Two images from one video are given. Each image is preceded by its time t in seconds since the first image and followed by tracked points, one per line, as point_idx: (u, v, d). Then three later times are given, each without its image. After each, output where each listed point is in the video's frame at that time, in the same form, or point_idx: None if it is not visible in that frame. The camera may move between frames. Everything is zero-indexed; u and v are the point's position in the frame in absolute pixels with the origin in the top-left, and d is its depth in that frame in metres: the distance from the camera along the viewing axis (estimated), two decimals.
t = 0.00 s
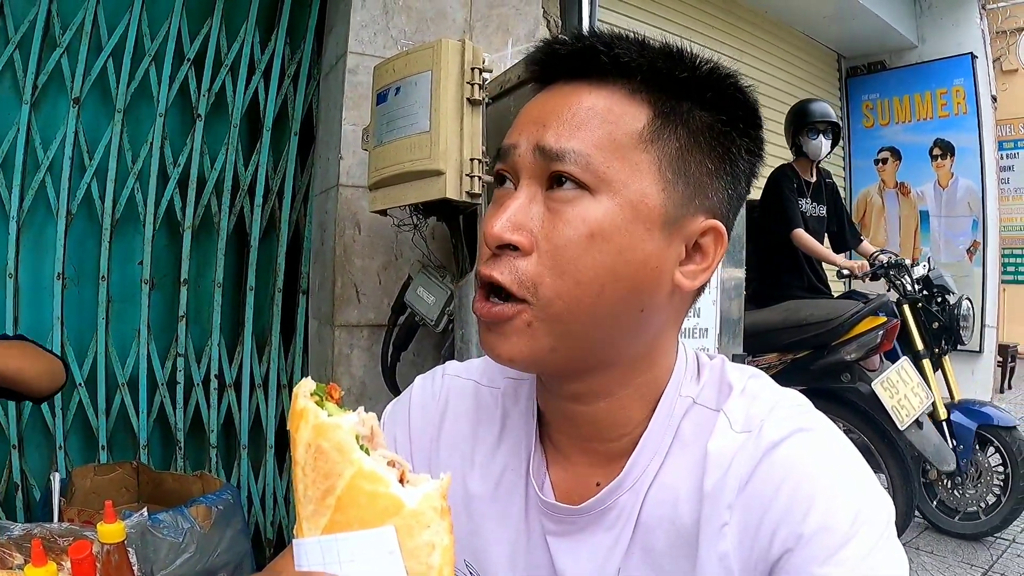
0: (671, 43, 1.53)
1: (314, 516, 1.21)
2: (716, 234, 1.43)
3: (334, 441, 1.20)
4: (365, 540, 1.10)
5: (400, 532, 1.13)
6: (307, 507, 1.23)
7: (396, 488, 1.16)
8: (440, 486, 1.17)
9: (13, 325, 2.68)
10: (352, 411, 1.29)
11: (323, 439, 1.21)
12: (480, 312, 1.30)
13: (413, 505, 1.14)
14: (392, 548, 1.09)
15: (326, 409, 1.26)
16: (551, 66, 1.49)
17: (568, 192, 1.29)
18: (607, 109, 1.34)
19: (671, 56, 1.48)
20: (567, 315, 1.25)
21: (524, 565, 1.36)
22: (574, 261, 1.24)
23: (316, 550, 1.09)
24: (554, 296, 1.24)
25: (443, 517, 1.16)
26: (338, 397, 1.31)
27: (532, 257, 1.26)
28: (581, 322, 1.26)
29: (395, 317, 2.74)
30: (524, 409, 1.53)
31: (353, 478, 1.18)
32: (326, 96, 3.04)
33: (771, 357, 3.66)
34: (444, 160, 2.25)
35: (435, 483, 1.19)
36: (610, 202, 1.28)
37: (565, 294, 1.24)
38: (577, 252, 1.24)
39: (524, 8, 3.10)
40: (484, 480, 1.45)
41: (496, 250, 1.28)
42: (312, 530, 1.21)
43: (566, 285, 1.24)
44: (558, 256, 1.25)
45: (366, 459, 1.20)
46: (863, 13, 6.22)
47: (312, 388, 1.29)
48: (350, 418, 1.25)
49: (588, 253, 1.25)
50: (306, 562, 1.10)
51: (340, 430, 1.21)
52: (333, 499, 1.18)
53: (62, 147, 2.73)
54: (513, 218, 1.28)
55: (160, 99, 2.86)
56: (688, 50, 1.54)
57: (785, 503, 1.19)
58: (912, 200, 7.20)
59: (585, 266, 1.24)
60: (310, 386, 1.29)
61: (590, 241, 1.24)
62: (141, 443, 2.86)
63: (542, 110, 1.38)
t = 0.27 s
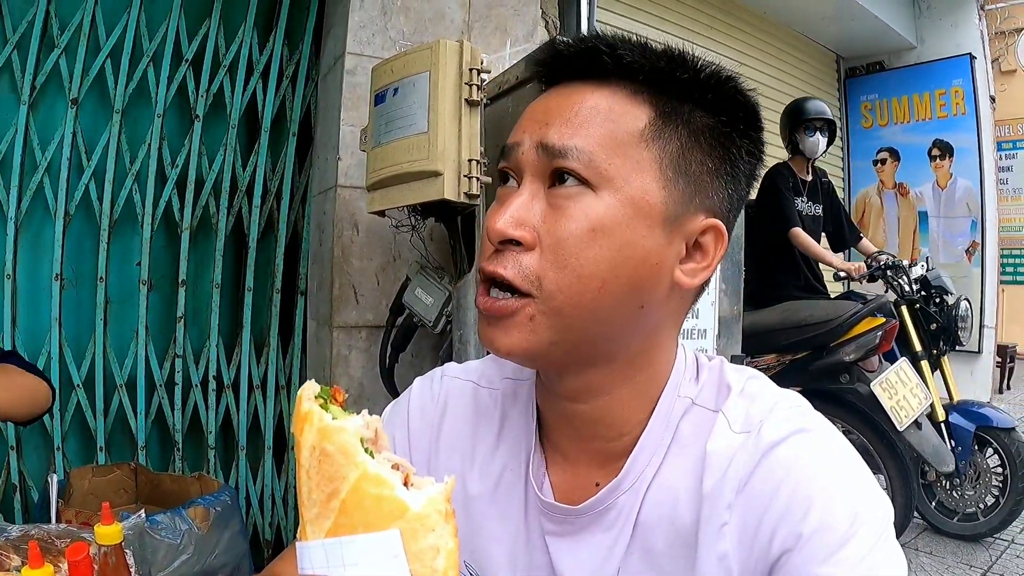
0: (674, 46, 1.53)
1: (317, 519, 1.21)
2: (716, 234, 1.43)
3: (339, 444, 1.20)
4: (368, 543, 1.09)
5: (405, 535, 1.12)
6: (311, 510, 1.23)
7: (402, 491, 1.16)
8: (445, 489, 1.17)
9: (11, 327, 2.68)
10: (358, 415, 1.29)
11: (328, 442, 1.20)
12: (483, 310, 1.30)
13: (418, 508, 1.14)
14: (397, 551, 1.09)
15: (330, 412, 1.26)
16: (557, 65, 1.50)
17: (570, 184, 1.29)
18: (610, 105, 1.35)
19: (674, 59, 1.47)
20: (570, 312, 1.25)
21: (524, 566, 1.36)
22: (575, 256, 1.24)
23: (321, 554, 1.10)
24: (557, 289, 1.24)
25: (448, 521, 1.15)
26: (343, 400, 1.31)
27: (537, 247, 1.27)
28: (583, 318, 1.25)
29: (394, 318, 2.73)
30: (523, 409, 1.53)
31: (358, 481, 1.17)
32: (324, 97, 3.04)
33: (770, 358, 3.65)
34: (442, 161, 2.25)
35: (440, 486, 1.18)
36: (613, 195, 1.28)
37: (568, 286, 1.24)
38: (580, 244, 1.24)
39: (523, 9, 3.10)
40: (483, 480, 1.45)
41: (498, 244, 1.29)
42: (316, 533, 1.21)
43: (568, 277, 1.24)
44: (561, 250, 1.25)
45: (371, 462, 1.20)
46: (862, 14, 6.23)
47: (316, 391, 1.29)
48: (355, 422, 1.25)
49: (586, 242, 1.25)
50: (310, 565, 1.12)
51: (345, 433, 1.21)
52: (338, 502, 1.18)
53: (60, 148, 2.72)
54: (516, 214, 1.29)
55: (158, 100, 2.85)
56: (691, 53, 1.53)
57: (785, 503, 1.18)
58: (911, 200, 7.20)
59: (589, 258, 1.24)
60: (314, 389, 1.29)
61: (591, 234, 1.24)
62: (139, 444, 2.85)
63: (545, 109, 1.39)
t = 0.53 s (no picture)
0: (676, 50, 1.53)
1: (311, 516, 1.22)
2: (716, 233, 1.43)
3: (332, 442, 1.20)
4: (360, 540, 1.11)
5: (397, 532, 1.13)
6: (305, 508, 1.23)
7: (393, 489, 1.16)
8: (436, 487, 1.17)
9: (12, 329, 2.68)
10: (352, 412, 1.29)
11: (321, 441, 1.21)
12: (486, 306, 1.30)
13: (409, 505, 1.14)
14: (388, 548, 1.10)
15: (324, 410, 1.26)
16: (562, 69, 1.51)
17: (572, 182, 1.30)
18: (617, 106, 1.35)
19: (681, 65, 1.47)
20: (572, 308, 1.25)
21: (523, 564, 1.36)
22: (576, 253, 1.24)
23: (313, 550, 1.12)
24: (558, 285, 1.24)
25: (439, 518, 1.16)
26: (337, 399, 1.30)
27: (539, 242, 1.27)
28: (583, 316, 1.25)
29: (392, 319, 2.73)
30: (523, 408, 1.53)
31: (350, 478, 1.17)
32: (323, 99, 3.04)
33: (770, 358, 3.65)
34: (440, 163, 2.25)
35: (432, 483, 1.19)
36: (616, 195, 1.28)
37: (569, 283, 1.24)
38: (581, 239, 1.24)
39: (521, 10, 3.10)
40: (483, 479, 1.45)
41: (504, 235, 1.29)
42: (310, 530, 1.21)
43: (569, 272, 1.24)
44: (562, 246, 1.25)
45: (363, 460, 1.20)
46: (862, 14, 6.23)
47: (311, 390, 1.29)
48: (348, 420, 1.25)
49: (587, 239, 1.24)
50: (304, 561, 1.13)
51: (338, 432, 1.21)
52: (330, 499, 1.18)
53: (60, 151, 2.73)
54: (521, 205, 1.30)
55: (157, 103, 2.86)
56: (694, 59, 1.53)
57: (782, 502, 1.18)
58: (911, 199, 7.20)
59: (591, 254, 1.24)
60: (308, 388, 1.28)
61: (594, 226, 1.24)
62: (139, 446, 2.86)
63: (548, 109, 1.39)
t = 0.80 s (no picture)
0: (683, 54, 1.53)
1: (316, 511, 1.20)
2: (719, 232, 1.43)
3: (338, 436, 1.20)
4: (368, 534, 1.09)
5: (403, 525, 1.13)
6: (310, 503, 1.22)
7: (400, 483, 1.17)
8: (442, 481, 1.17)
9: (11, 332, 2.68)
10: (356, 408, 1.29)
11: (327, 435, 1.20)
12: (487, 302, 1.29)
13: (415, 499, 1.15)
14: (394, 541, 1.09)
15: (330, 406, 1.26)
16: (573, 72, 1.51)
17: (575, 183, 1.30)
18: (624, 106, 1.36)
19: (690, 69, 1.47)
20: (572, 310, 1.24)
21: (523, 567, 1.36)
22: (576, 254, 1.24)
23: (319, 545, 1.08)
24: (557, 291, 1.24)
25: (445, 512, 1.16)
26: (341, 394, 1.31)
27: (537, 246, 1.26)
28: (585, 317, 1.25)
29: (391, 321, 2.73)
30: (524, 411, 1.53)
31: (357, 472, 1.17)
32: (321, 100, 3.04)
33: (770, 358, 3.65)
34: (438, 166, 2.25)
35: (437, 478, 1.19)
36: (618, 197, 1.27)
37: (569, 284, 1.24)
38: (582, 239, 1.24)
39: (519, 11, 3.10)
40: (483, 482, 1.45)
41: (506, 229, 1.29)
42: (315, 525, 1.20)
43: (570, 274, 1.24)
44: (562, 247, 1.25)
45: (369, 454, 1.20)
46: (860, 13, 6.23)
47: (316, 385, 1.28)
48: (353, 415, 1.25)
49: (588, 240, 1.24)
50: (309, 557, 1.09)
51: (343, 426, 1.21)
52: (336, 494, 1.18)
53: (58, 153, 2.73)
54: (524, 201, 1.30)
55: (155, 105, 2.86)
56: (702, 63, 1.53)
57: (784, 504, 1.18)
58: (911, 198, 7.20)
59: (594, 253, 1.24)
60: (313, 383, 1.28)
61: (597, 225, 1.23)
62: (139, 449, 2.86)
63: (554, 110, 1.39)
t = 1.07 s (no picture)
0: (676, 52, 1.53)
1: (315, 517, 1.20)
2: (716, 234, 1.42)
3: (336, 442, 1.20)
4: (366, 540, 1.09)
5: (402, 531, 1.12)
6: (309, 508, 1.21)
7: (398, 489, 1.16)
8: (441, 486, 1.17)
9: (11, 335, 2.69)
10: (355, 413, 1.28)
11: (326, 441, 1.20)
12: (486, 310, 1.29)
13: (414, 505, 1.14)
14: (392, 547, 1.09)
15: (329, 411, 1.26)
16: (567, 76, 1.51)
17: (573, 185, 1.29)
18: (621, 108, 1.36)
19: (682, 68, 1.47)
20: (572, 312, 1.24)
21: (523, 567, 1.36)
22: (575, 255, 1.24)
23: (320, 552, 1.09)
24: (556, 291, 1.23)
25: (444, 517, 1.16)
26: (340, 400, 1.30)
27: (536, 247, 1.26)
28: (585, 319, 1.25)
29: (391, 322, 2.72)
30: (523, 412, 1.53)
31: (355, 479, 1.17)
32: (320, 102, 3.04)
33: (770, 358, 3.65)
34: (437, 167, 2.25)
35: (436, 483, 1.19)
36: (616, 200, 1.27)
37: (568, 286, 1.23)
38: (580, 242, 1.24)
39: (517, 12, 3.10)
40: (483, 484, 1.45)
41: (501, 239, 1.29)
42: (314, 531, 1.20)
43: (569, 275, 1.23)
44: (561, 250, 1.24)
45: (368, 460, 1.20)
46: (859, 12, 6.23)
47: (314, 391, 1.28)
48: (352, 420, 1.24)
49: (586, 242, 1.24)
50: (310, 563, 1.10)
51: (342, 432, 1.21)
52: (335, 500, 1.18)
53: (58, 156, 2.73)
54: (521, 209, 1.29)
55: (154, 108, 2.86)
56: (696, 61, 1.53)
57: (783, 505, 1.18)
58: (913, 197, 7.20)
59: (592, 256, 1.24)
60: (312, 389, 1.28)
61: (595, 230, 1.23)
62: (140, 451, 2.86)
63: (548, 113, 1.39)
